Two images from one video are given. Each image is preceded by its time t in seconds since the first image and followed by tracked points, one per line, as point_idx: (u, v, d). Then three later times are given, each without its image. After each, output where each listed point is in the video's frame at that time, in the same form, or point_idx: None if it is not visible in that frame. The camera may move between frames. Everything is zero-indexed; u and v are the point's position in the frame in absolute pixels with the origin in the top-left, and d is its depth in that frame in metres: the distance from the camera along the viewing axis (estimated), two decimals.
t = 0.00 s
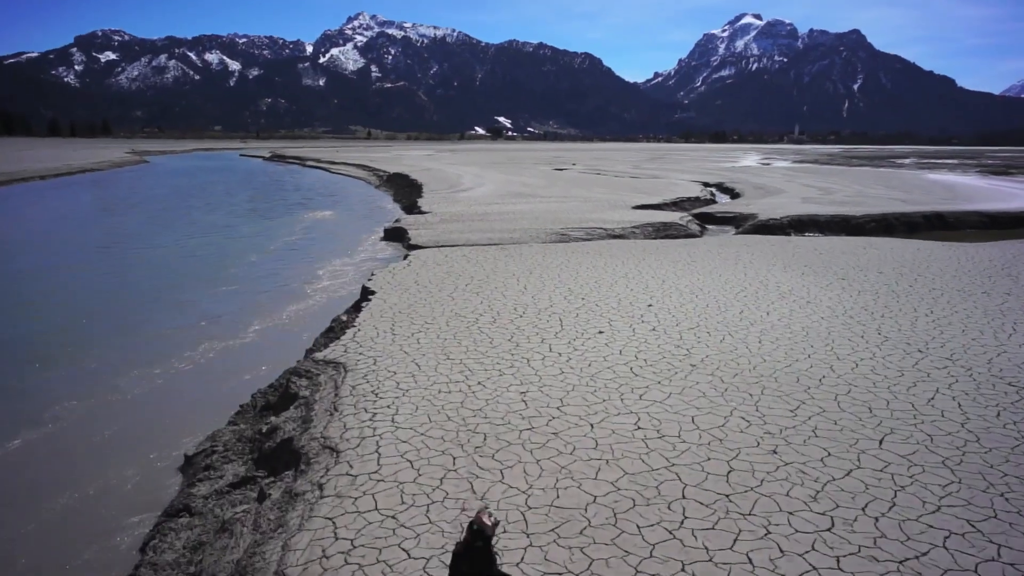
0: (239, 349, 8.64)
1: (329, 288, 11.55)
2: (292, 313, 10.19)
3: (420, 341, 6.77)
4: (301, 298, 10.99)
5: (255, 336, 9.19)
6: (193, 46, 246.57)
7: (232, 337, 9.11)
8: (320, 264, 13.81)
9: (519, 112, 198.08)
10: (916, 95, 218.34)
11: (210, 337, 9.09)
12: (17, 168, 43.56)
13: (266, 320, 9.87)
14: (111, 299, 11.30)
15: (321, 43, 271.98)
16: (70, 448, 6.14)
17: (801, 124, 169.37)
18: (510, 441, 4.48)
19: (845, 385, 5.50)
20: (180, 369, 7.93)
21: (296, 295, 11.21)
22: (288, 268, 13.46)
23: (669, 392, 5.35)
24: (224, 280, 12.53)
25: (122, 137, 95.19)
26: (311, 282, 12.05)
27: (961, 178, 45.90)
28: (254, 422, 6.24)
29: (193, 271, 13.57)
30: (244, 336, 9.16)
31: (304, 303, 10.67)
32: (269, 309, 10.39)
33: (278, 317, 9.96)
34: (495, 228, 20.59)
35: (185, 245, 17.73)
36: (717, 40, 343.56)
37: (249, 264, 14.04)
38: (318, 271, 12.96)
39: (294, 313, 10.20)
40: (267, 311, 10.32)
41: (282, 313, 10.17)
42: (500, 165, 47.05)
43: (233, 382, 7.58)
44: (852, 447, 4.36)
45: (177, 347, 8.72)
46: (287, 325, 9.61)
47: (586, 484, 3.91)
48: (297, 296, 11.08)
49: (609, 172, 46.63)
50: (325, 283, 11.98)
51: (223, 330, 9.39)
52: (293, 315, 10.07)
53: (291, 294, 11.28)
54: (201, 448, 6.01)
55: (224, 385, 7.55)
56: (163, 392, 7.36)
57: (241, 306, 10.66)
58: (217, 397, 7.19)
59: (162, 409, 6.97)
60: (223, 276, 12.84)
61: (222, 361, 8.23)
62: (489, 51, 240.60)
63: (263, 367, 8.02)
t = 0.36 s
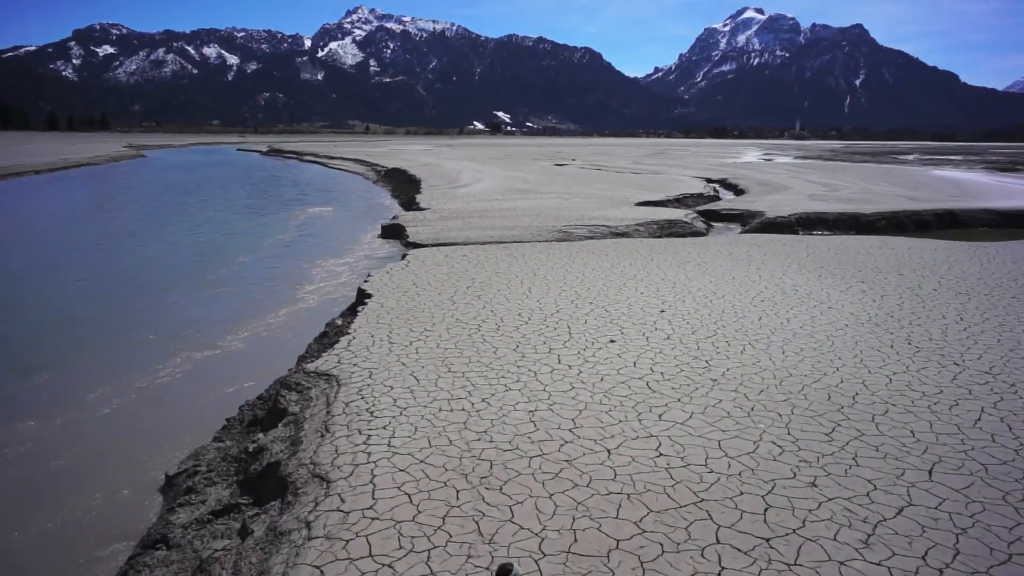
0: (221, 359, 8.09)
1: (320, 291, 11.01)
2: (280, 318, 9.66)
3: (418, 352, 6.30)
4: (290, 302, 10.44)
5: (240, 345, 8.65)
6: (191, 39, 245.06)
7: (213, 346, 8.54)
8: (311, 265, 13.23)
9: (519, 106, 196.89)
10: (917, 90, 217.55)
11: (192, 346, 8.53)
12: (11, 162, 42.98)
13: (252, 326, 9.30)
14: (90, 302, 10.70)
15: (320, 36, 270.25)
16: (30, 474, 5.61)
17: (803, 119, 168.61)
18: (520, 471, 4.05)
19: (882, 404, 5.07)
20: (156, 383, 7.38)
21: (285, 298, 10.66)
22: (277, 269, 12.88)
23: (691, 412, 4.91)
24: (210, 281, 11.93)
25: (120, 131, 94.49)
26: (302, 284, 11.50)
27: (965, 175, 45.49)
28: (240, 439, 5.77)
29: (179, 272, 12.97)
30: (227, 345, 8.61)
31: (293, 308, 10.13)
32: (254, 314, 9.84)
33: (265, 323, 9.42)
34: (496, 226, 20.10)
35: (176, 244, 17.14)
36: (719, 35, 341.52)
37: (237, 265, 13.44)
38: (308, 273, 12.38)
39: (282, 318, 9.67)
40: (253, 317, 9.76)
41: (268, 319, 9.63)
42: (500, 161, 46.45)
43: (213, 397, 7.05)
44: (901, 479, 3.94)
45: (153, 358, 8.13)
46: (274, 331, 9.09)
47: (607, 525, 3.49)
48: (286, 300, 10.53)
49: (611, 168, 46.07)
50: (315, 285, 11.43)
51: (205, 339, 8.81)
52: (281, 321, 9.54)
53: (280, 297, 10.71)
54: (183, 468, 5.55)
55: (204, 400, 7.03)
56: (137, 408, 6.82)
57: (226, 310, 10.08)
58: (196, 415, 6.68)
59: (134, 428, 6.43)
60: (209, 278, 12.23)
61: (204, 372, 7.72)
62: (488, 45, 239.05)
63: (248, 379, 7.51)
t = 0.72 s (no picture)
0: (206, 370, 7.60)
1: (313, 294, 10.50)
2: (270, 324, 9.16)
3: (418, 365, 5.85)
4: (280, 306, 9.92)
5: (226, 353, 8.15)
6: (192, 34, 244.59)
7: (197, 355, 8.04)
8: (305, 265, 12.68)
9: (520, 101, 195.99)
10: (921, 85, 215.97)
11: (174, 355, 8.03)
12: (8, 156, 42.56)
13: (240, 333, 8.79)
14: (72, 305, 10.20)
15: (320, 30, 269.53)
16: None
17: (805, 115, 167.51)
18: (531, 510, 3.61)
19: (928, 429, 4.66)
20: (134, 397, 6.90)
21: (276, 302, 10.14)
22: (269, 270, 12.33)
23: (719, 438, 4.48)
24: (199, 283, 11.41)
25: (119, 126, 94.05)
26: (294, 287, 10.97)
27: (972, 171, 44.80)
28: (225, 460, 5.31)
29: (167, 272, 12.45)
30: (212, 354, 8.12)
31: (283, 313, 9.62)
32: (242, 320, 9.33)
33: (253, 330, 8.90)
34: (498, 224, 19.65)
35: (168, 242, 16.63)
36: (721, 30, 340.62)
37: (228, 265, 12.90)
38: (301, 274, 11.85)
39: (272, 324, 9.17)
40: (241, 322, 9.24)
41: (257, 325, 9.12)
42: (501, 156, 45.88)
43: (196, 413, 6.58)
44: (961, 523, 3.55)
45: (131, 368, 7.64)
46: (264, 339, 8.59)
47: None
48: (277, 304, 10.01)
49: (613, 164, 45.51)
50: (308, 287, 10.91)
51: (188, 347, 8.30)
52: (270, 327, 9.03)
53: (270, 301, 10.18)
54: (162, 491, 5.10)
55: (186, 416, 6.55)
56: (112, 425, 6.34)
57: (213, 315, 9.57)
58: (176, 433, 6.20)
59: (107, 447, 5.96)
60: (198, 280, 11.70)
61: (187, 384, 7.24)
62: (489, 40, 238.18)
63: (235, 393, 7.03)
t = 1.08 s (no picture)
0: (187, 387, 7.07)
1: (305, 300, 9.93)
2: (258, 333, 8.61)
3: (418, 383, 5.37)
4: (270, 313, 9.34)
5: (211, 367, 7.61)
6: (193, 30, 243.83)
7: (178, 369, 7.48)
8: (298, 268, 12.08)
9: (522, 97, 194.94)
10: (925, 81, 214.49)
11: (153, 370, 7.47)
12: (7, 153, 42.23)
13: (225, 344, 8.22)
14: (50, 313, 9.64)
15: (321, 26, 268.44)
16: None
17: (809, 111, 166.33)
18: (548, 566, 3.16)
19: (985, 463, 4.23)
20: (108, 418, 6.36)
21: (265, 309, 9.55)
22: (260, 273, 11.74)
23: (755, 472, 4.02)
24: (186, 288, 10.83)
25: (119, 122, 93.75)
26: (285, 292, 10.38)
27: (981, 168, 44.10)
28: (206, 489, 4.84)
29: (154, 275, 11.88)
30: (195, 368, 7.56)
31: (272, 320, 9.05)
32: (228, 329, 8.76)
33: (239, 340, 8.34)
34: (502, 222, 19.18)
35: (161, 243, 16.08)
36: (723, 25, 338.46)
37: (218, 268, 12.31)
38: (294, 277, 11.26)
39: (261, 333, 8.61)
40: (226, 332, 8.66)
41: (244, 333, 8.54)
42: (503, 153, 45.35)
43: (175, 434, 6.06)
44: None
45: (106, 386, 7.08)
46: (252, 350, 8.04)
47: None
48: (266, 311, 9.43)
49: (617, 160, 44.92)
50: (301, 292, 10.33)
51: (168, 361, 7.74)
52: (258, 336, 8.46)
53: (259, 308, 9.59)
54: (135, 523, 4.64)
55: (164, 438, 6.04)
56: (84, 450, 5.83)
57: (197, 324, 8.99)
58: (152, 459, 5.70)
59: (76, 477, 5.46)
60: (186, 284, 11.12)
61: (167, 401, 6.72)
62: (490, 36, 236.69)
63: (217, 412, 6.51)
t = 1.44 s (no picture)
0: (160, 411, 6.41)
1: (294, 311, 9.26)
2: (241, 348, 7.95)
3: (417, 408, 4.87)
4: (254, 326, 8.66)
5: (188, 389, 6.96)
6: (194, 27, 243.47)
7: (153, 390, 6.84)
8: (289, 274, 11.43)
9: (523, 94, 194.11)
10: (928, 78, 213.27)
11: (124, 391, 6.82)
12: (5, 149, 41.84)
13: (205, 361, 7.56)
14: (17, 327, 8.88)
15: (322, 23, 267.68)
16: None
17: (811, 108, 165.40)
18: None
19: None
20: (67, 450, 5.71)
21: (250, 322, 8.85)
22: (248, 280, 11.03)
23: (799, 520, 3.58)
24: (167, 297, 10.11)
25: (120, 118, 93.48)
26: (272, 301, 9.70)
27: (989, 166, 43.49)
28: (182, 527, 4.37)
29: (135, 283, 11.14)
30: (169, 389, 6.90)
31: (257, 334, 8.38)
32: (209, 345, 8.07)
33: (220, 357, 7.68)
34: (505, 223, 18.73)
35: (148, 246, 15.35)
36: (725, 22, 336.89)
37: (204, 275, 11.58)
38: (284, 285, 10.58)
39: (245, 348, 7.95)
40: (206, 348, 7.98)
41: (225, 350, 7.88)
42: (505, 150, 44.85)
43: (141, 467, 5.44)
44: None
45: (67, 414, 6.37)
46: (234, 367, 7.41)
47: None
48: (250, 324, 8.75)
49: (620, 158, 44.41)
50: (289, 302, 9.66)
51: (139, 383, 7.03)
52: (242, 353, 7.81)
53: (242, 320, 8.89)
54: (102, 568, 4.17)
55: (132, 472, 5.44)
56: (38, 488, 5.20)
57: (175, 339, 8.29)
58: (121, 493, 5.16)
59: (22, 522, 4.82)
60: (169, 293, 10.39)
61: (135, 428, 6.04)
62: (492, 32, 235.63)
63: (193, 439, 5.90)
